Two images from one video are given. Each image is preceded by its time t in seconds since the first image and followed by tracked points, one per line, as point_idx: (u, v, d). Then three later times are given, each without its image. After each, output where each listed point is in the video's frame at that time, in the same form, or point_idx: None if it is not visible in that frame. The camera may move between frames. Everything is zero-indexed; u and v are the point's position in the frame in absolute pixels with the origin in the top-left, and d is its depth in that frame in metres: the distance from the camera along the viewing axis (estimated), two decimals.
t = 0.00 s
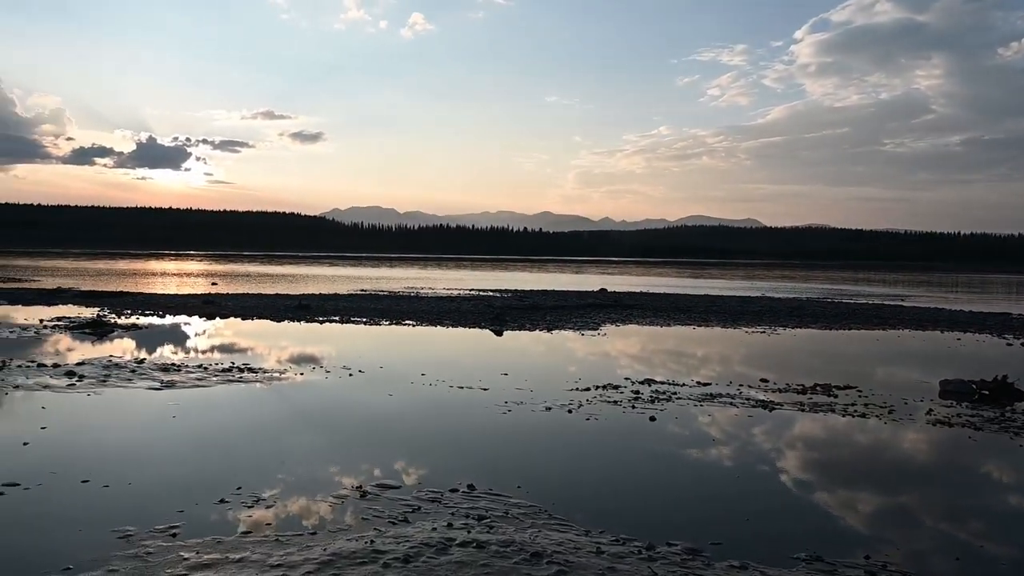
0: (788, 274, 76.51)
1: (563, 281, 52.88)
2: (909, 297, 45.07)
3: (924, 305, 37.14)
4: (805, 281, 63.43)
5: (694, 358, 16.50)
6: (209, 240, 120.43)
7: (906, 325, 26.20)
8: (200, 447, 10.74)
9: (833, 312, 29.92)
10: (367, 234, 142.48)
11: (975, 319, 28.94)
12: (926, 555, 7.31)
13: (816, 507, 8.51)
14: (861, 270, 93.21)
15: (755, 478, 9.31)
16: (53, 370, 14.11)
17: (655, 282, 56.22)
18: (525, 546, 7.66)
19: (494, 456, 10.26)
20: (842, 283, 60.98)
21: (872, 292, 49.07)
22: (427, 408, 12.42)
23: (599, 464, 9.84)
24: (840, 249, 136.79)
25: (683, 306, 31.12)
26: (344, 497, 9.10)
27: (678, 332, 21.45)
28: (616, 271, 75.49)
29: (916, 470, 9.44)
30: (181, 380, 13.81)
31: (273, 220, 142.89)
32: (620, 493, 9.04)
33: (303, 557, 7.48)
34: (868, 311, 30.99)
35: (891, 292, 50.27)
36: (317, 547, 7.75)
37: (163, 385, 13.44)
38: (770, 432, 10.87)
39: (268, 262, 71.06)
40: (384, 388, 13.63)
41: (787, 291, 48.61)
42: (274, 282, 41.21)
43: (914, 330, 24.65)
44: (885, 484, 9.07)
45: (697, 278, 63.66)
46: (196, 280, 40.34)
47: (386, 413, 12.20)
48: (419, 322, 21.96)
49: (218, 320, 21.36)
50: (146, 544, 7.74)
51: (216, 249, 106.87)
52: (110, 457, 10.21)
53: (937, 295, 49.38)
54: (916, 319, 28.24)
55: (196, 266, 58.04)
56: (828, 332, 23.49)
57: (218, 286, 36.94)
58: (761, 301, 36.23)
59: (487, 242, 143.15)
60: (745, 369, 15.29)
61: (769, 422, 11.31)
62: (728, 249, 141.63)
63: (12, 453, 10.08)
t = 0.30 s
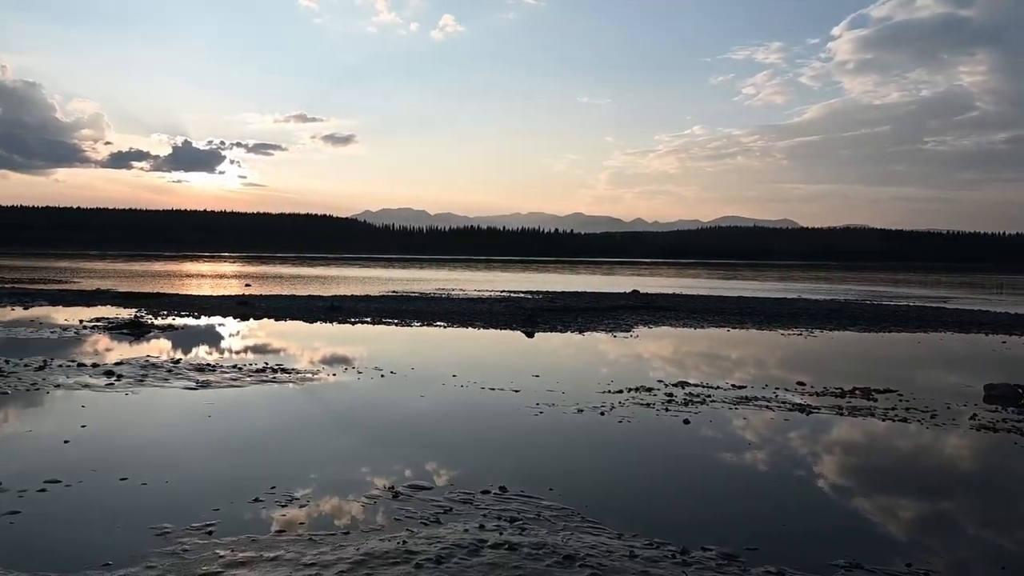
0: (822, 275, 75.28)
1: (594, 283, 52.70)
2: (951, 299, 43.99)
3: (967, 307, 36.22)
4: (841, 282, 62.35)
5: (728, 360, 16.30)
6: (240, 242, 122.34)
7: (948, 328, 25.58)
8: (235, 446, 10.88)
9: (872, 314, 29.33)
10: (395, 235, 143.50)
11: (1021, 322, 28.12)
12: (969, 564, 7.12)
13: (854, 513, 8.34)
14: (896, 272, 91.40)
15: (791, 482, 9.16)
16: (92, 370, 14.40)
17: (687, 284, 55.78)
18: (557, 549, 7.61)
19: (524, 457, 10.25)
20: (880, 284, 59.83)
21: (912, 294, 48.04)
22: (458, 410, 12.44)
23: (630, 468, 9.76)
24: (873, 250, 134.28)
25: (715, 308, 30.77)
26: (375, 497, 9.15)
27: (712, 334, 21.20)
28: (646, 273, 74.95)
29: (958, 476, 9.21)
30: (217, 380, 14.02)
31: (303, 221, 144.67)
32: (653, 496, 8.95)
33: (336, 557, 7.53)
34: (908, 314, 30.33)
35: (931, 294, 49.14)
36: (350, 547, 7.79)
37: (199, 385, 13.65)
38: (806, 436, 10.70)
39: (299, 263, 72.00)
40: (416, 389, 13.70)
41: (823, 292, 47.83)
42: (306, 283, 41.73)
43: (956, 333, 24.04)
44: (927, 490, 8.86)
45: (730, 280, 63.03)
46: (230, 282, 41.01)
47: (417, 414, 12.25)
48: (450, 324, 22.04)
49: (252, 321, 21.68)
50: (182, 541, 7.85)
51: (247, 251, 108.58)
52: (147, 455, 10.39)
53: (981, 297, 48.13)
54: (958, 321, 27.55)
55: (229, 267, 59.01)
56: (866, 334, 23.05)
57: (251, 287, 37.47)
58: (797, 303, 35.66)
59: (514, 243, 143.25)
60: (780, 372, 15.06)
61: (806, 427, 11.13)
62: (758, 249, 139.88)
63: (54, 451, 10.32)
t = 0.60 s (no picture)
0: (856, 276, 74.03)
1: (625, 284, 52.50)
2: (995, 301, 42.86)
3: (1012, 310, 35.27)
4: (878, 283, 61.19)
5: (763, 362, 16.08)
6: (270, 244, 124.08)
7: (991, 330, 24.93)
8: (267, 446, 10.99)
9: (912, 316, 28.69)
10: (422, 237, 144.38)
11: None
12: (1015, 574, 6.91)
13: (893, 519, 8.15)
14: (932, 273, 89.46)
15: (829, 487, 8.99)
16: (129, 370, 14.67)
17: (719, 285, 55.27)
18: (589, 552, 7.54)
19: (555, 459, 10.22)
20: (918, 286, 58.56)
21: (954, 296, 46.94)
22: (490, 411, 12.43)
23: (663, 471, 9.66)
24: (907, 251, 131.65)
25: (749, 310, 30.35)
26: (407, 498, 9.18)
27: (746, 336, 20.94)
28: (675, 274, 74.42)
29: (1003, 483, 8.95)
30: (250, 381, 14.19)
31: (331, 223, 146.22)
32: (686, 500, 8.84)
33: (368, 557, 7.55)
34: (949, 316, 29.62)
35: (974, 296, 47.94)
36: (382, 547, 7.81)
37: (232, 385, 13.83)
38: (844, 440, 10.50)
39: (330, 265, 72.71)
40: (447, 390, 13.74)
41: (861, 294, 46.98)
42: (337, 284, 42.47)
43: (1000, 336, 23.40)
44: (970, 497, 8.62)
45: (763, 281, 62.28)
46: (263, 283, 41.58)
47: (448, 415, 12.27)
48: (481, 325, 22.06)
49: (284, 322, 21.93)
50: (217, 539, 7.94)
51: (278, 252, 110.13)
52: (182, 454, 10.54)
53: None
54: (1002, 324, 26.83)
55: (261, 268, 59.83)
56: (905, 337, 22.56)
57: (283, 288, 38.33)
58: (834, 304, 35.04)
59: (541, 244, 143.14)
60: (817, 375, 14.81)
61: (843, 431, 10.92)
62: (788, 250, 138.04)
63: (92, 448, 10.52)
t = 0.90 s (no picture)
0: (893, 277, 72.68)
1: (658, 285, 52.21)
2: None
3: None
4: (916, 284, 59.97)
5: (799, 365, 15.83)
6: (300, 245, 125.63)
7: None
8: (298, 445, 11.09)
9: (954, 319, 28.00)
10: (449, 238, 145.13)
11: None
12: None
13: (936, 527, 7.95)
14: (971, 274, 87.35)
15: (869, 493, 8.80)
16: (165, 370, 14.92)
17: (753, 286, 54.67)
18: (623, 556, 7.47)
19: (587, 461, 10.16)
20: (958, 287, 57.25)
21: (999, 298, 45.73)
22: (521, 412, 12.41)
23: (697, 475, 9.54)
24: (944, 252, 128.74)
25: (784, 312, 29.93)
26: (439, 499, 9.20)
27: (781, 338, 20.65)
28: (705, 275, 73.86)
29: None
30: (284, 381, 14.35)
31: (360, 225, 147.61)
32: (721, 505, 8.72)
33: (400, 557, 7.57)
34: (993, 318, 28.84)
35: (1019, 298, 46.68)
36: (414, 548, 7.83)
37: (266, 385, 13.99)
38: (884, 445, 10.28)
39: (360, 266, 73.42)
40: (479, 391, 13.75)
41: (901, 296, 46.03)
42: (367, 284, 43.72)
43: None
44: (1016, 505, 8.37)
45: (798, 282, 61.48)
46: (296, 284, 42.11)
47: (479, 416, 12.27)
48: (511, 326, 22.06)
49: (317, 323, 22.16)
50: (251, 538, 8.03)
51: (308, 254, 111.45)
52: (216, 453, 10.69)
53: None
54: None
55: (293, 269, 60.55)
56: (946, 339, 22.03)
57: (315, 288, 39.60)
58: (873, 306, 34.38)
59: (568, 245, 142.84)
60: (855, 378, 14.53)
61: (883, 436, 10.69)
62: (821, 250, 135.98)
63: (128, 447, 10.70)
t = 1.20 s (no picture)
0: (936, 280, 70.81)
1: (696, 288, 51.60)
2: None
3: None
4: (963, 287, 58.31)
5: (841, 370, 15.52)
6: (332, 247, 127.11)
7: None
8: (334, 446, 11.19)
9: (1005, 323, 27.14)
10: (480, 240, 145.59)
11: None
12: None
13: (985, 537, 7.71)
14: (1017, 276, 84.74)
15: (916, 502, 8.57)
16: (204, 370, 15.19)
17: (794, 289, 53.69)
18: (661, 562, 7.38)
19: (623, 466, 10.08)
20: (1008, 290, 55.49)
21: None
22: (557, 416, 12.36)
23: (736, 481, 9.41)
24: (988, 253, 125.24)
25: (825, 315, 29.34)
26: (474, 502, 9.21)
27: (823, 342, 20.23)
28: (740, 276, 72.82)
29: None
30: (322, 382, 14.50)
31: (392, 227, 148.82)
32: (761, 511, 8.58)
33: (437, 560, 7.59)
34: None
35: None
36: (450, 551, 7.84)
37: (304, 386, 14.15)
38: (931, 452, 10.02)
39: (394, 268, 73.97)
40: (515, 394, 13.73)
41: (948, 299, 44.77)
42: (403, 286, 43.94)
43: None
44: None
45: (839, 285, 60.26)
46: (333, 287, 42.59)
47: (514, 419, 12.25)
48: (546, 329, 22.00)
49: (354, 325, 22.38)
50: (289, 538, 8.12)
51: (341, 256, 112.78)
52: (254, 453, 10.82)
53: None
54: None
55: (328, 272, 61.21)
56: (996, 344, 21.37)
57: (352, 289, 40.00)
58: (920, 309, 33.48)
59: (598, 247, 142.25)
60: (900, 383, 14.18)
61: (930, 443, 10.41)
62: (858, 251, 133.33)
63: (169, 446, 10.89)
